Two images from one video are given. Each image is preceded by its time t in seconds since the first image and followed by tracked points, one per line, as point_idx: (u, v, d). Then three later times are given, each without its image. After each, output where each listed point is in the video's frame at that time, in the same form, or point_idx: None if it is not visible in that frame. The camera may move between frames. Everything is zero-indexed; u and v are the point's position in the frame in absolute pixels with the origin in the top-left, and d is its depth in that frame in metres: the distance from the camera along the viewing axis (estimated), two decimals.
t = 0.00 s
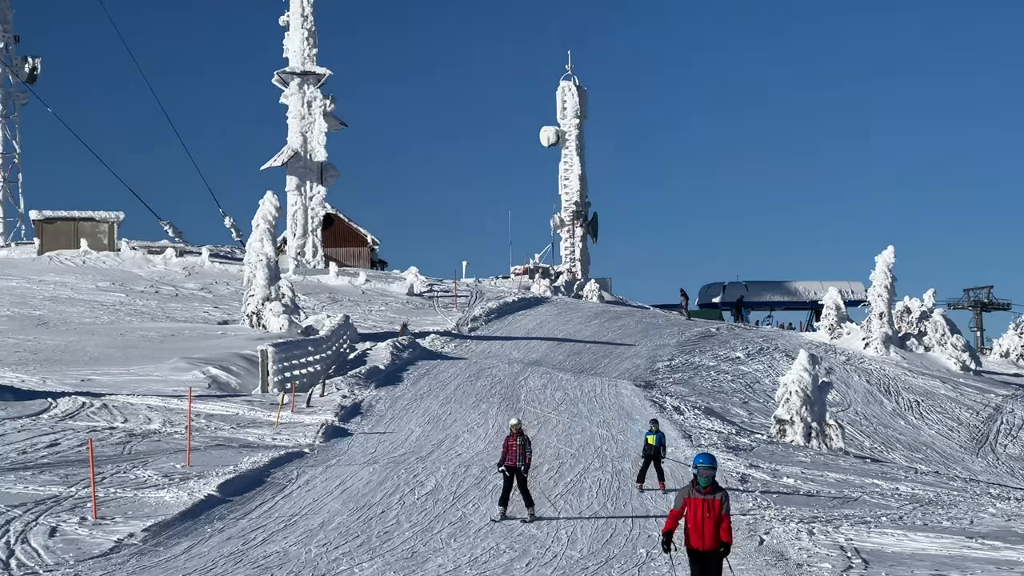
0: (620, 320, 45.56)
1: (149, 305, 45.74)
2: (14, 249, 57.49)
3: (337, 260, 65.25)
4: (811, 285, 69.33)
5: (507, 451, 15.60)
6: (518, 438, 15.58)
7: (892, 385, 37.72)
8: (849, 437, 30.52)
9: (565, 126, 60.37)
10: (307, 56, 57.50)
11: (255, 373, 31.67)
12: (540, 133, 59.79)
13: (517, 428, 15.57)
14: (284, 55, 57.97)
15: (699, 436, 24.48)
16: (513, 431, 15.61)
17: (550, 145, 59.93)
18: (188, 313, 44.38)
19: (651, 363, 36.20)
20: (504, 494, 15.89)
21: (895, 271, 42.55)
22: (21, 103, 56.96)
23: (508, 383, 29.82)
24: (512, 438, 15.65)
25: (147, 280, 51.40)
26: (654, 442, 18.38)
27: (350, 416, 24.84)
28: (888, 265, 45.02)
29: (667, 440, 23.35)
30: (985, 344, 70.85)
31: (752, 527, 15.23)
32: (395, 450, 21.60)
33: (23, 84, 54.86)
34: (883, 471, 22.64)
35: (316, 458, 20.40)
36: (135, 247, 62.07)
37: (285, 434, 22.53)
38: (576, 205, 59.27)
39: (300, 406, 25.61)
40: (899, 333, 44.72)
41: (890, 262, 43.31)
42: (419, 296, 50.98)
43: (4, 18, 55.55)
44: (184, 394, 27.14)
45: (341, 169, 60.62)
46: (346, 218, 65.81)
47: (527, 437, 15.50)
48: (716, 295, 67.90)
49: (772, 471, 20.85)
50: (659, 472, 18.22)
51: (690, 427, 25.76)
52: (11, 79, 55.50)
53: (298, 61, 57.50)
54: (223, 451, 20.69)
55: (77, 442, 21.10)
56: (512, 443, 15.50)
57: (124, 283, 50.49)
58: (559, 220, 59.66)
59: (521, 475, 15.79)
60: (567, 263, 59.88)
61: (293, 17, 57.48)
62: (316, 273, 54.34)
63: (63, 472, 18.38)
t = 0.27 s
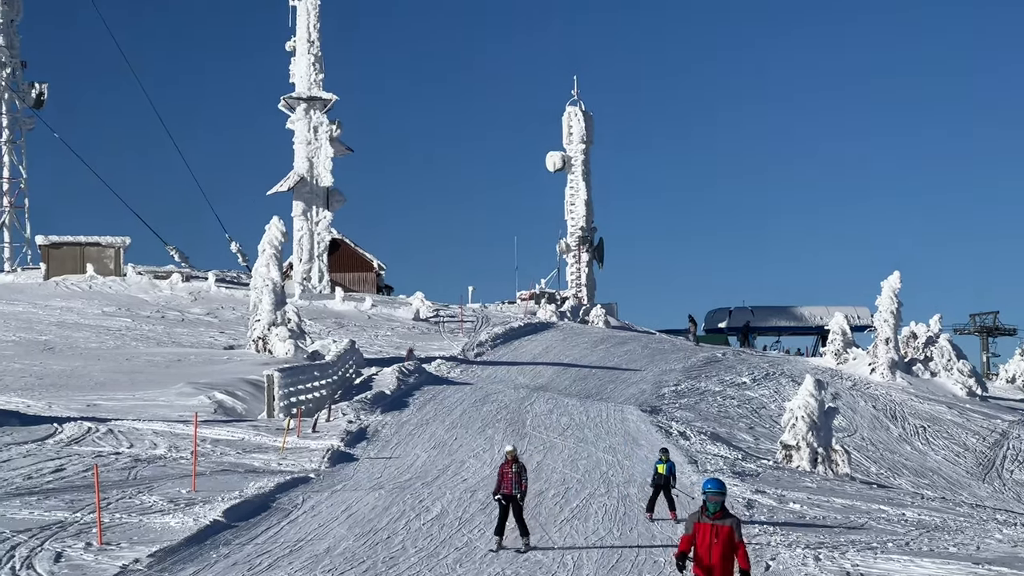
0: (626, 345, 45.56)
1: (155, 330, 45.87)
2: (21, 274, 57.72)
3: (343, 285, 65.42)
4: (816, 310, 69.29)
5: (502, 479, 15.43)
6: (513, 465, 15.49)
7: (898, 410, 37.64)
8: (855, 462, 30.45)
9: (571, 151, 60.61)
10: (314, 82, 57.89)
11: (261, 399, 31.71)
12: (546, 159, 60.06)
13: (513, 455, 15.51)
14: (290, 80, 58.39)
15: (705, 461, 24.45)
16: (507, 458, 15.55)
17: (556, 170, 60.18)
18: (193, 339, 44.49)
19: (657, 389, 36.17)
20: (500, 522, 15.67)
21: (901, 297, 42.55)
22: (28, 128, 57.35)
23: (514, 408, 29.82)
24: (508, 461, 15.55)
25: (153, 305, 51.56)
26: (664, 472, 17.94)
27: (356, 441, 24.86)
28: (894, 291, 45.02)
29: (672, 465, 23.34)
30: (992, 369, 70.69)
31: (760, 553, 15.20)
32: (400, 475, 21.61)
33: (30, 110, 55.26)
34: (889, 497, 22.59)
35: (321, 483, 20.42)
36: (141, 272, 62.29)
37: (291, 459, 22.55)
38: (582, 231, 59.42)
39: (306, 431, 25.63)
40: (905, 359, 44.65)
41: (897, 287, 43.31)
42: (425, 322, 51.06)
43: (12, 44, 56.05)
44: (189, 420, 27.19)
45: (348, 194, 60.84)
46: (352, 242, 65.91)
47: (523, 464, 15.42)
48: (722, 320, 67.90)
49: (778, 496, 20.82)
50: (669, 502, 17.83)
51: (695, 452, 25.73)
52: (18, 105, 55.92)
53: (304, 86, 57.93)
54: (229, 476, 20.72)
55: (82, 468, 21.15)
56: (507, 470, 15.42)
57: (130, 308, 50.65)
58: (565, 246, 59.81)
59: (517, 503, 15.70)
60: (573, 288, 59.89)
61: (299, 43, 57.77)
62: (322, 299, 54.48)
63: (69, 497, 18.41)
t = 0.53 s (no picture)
0: (632, 373, 45.48)
1: (162, 358, 45.96)
2: (27, 302, 57.92)
3: (349, 313, 65.55)
4: (823, 338, 69.18)
5: (499, 511, 15.44)
6: (508, 496, 15.53)
7: (905, 439, 37.50)
8: (862, 492, 30.32)
9: (577, 180, 60.81)
10: (319, 110, 58.18)
11: (266, 426, 31.71)
12: (552, 187, 60.27)
13: (507, 486, 15.57)
14: (296, 108, 58.68)
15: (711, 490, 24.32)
16: (502, 489, 15.64)
17: (563, 198, 60.36)
18: (199, 366, 44.53)
19: (663, 417, 36.10)
20: (495, 555, 15.61)
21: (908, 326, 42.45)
22: (36, 156, 57.73)
23: (519, 436, 29.79)
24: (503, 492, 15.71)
25: (159, 333, 51.68)
26: (674, 502, 17.90)
27: (361, 469, 24.84)
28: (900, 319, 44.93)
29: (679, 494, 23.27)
30: (999, 398, 70.39)
31: None
32: (406, 503, 21.59)
33: (37, 137, 55.66)
34: (897, 526, 22.45)
35: (327, 511, 20.40)
36: (147, 299, 62.47)
37: (296, 487, 22.54)
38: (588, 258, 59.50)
39: (311, 459, 25.62)
40: (912, 388, 44.48)
41: (903, 316, 43.22)
42: (431, 349, 51.06)
43: (20, 73, 56.31)
44: (195, 447, 27.20)
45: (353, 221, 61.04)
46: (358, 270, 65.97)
47: (517, 495, 15.43)
48: (728, 348, 67.79)
49: (785, 525, 20.74)
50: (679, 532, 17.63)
51: (702, 481, 25.65)
52: (25, 133, 56.32)
53: (310, 114, 58.23)
54: (235, 503, 20.72)
55: (88, 495, 21.17)
56: (502, 500, 15.44)
57: (136, 335, 50.77)
58: (571, 274, 59.87)
59: (514, 534, 15.69)
60: (579, 316, 59.83)
61: (305, 71, 58.10)
62: (328, 326, 54.55)
63: (75, 525, 18.43)
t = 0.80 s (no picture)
0: (638, 402, 45.37)
1: (166, 386, 45.96)
2: (32, 330, 58.01)
3: (354, 342, 65.61)
4: (829, 367, 68.97)
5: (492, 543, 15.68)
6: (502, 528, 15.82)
7: (912, 469, 37.32)
8: (869, 521, 30.16)
9: (582, 209, 60.95)
10: (324, 138, 58.40)
11: (271, 455, 31.65)
12: (558, 216, 60.41)
13: (502, 518, 15.88)
14: (301, 136, 58.88)
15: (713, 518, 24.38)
16: (497, 521, 15.91)
17: (568, 227, 60.46)
18: (204, 395, 44.49)
19: (669, 446, 35.99)
20: None
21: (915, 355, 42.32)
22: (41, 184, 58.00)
23: (524, 465, 29.71)
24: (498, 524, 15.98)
25: (164, 362, 51.70)
26: (683, 534, 17.80)
27: (366, 499, 24.77)
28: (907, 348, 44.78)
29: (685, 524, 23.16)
30: (1007, 428, 70.10)
31: None
32: (410, 533, 21.52)
33: (43, 165, 55.97)
34: (903, 556, 22.33)
35: (331, 541, 20.33)
36: (152, 327, 62.53)
37: (300, 517, 22.48)
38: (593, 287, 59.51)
39: (316, 488, 25.56)
40: (919, 417, 44.29)
41: (910, 346, 43.06)
42: (436, 378, 51.00)
43: (26, 101, 56.88)
44: (199, 477, 27.16)
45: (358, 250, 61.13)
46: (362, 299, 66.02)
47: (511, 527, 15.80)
48: (734, 377, 67.62)
49: (791, 555, 20.63)
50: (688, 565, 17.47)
51: (708, 510, 25.54)
52: (30, 161, 56.64)
53: (315, 143, 58.43)
54: (239, 533, 20.66)
55: (91, 524, 21.13)
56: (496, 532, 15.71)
57: (140, 364, 50.79)
58: (577, 302, 59.86)
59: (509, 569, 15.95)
60: (584, 345, 59.72)
61: (310, 99, 58.39)
62: (333, 355, 54.55)
63: (78, 554, 18.38)
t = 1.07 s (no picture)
0: (642, 431, 45.50)
1: (171, 414, 46.19)
2: (37, 358, 58.33)
3: (359, 370, 65.76)
4: (833, 397, 68.99)
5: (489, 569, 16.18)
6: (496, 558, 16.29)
7: (916, 498, 37.38)
8: (872, 550, 30.23)
9: (586, 237, 61.25)
10: (330, 167, 58.85)
11: (276, 483, 31.82)
12: (562, 245, 60.77)
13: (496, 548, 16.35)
14: (307, 165, 59.30)
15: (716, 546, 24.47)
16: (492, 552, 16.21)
17: (572, 256, 60.81)
18: (209, 423, 44.68)
19: (673, 474, 36.14)
20: None
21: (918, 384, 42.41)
22: (47, 213, 58.51)
23: (528, 493, 29.88)
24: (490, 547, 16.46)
25: (169, 390, 51.95)
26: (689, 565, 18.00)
27: (371, 526, 24.97)
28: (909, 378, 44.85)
29: (688, 553, 23.34)
30: (1010, 458, 70.08)
31: None
32: (415, 561, 21.69)
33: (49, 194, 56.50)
34: None
35: (337, 569, 20.53)
36: (157, 355, 62.82)
37: (306, 544, 22.69)
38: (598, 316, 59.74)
39: (321, 516, 25.74)
40: (923, 446, 44.32)
41: (914, 375, 43.13)
42: (440, 407, 51.17)
43: (34, 130, 57.66)
44: (205, 505, 27.36)
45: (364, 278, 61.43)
46: (367, 327, 66.23)
47: (505, 558, 16.35)
48: (738, 407, 67.67)
49: None
50: None
51: (711, 539, 25.67)
52: (37, 190, 57.14)
53: (321, 172, 58.88)
54: (244, 561, 20.87)
55: (97, 552, 21.33)
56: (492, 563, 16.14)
57: (146, 392, 51.02)
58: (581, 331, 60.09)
59: None
60: (588, 374, 59.88)
61: (316, 129, 58.90)
62: (338, 383, 54.79)
63: None
